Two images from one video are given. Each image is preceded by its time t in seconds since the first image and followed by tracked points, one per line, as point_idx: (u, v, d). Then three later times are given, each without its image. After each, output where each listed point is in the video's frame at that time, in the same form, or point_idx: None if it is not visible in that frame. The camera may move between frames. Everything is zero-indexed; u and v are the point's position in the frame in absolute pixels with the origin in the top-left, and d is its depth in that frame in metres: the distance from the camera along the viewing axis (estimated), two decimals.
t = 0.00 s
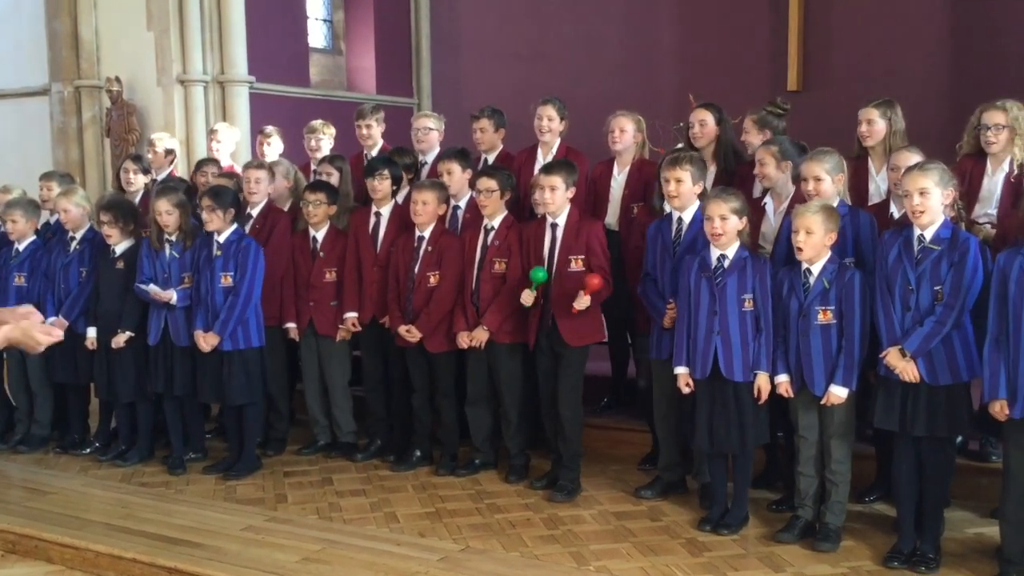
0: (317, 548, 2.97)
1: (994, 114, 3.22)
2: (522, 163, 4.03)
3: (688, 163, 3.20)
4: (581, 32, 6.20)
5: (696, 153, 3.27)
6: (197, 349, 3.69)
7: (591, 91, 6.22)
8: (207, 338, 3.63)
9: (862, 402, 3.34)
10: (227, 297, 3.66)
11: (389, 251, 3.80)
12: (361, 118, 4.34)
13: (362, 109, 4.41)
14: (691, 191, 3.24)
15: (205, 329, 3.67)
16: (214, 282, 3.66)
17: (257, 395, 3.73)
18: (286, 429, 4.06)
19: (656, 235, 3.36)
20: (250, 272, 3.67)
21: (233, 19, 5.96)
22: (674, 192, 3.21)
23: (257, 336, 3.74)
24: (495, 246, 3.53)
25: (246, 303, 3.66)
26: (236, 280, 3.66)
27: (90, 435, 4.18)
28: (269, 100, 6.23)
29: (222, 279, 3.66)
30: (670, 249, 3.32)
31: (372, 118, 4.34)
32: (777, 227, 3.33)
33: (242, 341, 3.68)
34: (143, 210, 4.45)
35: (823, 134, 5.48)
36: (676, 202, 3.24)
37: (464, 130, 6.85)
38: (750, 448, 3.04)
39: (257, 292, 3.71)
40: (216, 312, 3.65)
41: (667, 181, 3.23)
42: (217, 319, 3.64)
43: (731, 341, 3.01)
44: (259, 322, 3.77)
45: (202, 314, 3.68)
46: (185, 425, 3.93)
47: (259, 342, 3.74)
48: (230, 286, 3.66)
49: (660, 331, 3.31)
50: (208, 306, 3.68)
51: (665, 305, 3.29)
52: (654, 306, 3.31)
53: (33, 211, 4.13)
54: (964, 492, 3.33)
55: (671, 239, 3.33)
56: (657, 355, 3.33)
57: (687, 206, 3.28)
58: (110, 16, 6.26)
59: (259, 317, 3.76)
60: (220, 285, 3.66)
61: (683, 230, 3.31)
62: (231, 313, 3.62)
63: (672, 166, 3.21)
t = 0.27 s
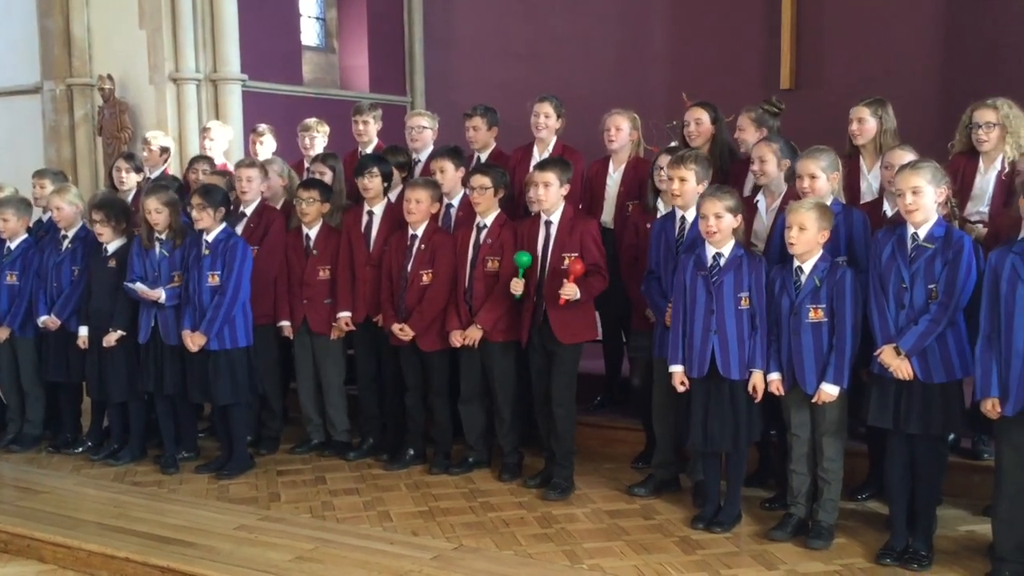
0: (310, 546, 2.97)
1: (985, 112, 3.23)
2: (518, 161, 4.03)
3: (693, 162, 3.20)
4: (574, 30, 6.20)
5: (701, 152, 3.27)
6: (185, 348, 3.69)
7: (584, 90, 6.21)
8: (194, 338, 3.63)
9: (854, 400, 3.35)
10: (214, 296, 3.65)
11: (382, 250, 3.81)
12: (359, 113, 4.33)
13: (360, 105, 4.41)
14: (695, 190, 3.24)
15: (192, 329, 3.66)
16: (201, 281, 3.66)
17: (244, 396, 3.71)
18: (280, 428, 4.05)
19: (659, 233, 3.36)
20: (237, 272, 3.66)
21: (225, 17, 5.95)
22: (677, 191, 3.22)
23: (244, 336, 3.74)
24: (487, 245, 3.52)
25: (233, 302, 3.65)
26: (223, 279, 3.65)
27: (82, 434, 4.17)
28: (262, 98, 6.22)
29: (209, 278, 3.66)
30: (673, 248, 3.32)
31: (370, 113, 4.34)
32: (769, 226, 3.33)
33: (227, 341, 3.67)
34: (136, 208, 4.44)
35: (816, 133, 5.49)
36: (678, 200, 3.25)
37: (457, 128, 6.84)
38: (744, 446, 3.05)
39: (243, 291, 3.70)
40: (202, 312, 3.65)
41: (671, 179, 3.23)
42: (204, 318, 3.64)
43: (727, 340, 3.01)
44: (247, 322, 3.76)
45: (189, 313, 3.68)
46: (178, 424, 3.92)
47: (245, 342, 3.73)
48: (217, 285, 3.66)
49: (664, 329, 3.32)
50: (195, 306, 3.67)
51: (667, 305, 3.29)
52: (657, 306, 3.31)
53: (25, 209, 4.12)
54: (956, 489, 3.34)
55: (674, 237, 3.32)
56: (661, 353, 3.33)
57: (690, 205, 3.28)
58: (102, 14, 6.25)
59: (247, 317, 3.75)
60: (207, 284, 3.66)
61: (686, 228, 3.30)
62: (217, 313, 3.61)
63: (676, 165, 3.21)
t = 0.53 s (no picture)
0: (304, 545, 2.97)
1: (977, 111, 3.24)
2: (514, 159, 4.03)
3: (690, 160, 3.22)
4: (567, 27, 6.20)
5: (699, 151, 3.29)
6: (171, 344, 3.67)
7: (578, 87, 6.21)
8: (180, 334, 3.61)
9: (847, 397, 3.35)
10: (205, 294, 3.65)
11: (372, 247, 3.81)
12: (351, 110, 4.33)
13: (352, 103, 4.40)
14: (691, 188, 3.26)
15: (179, 325, 3.65)
16: (194, 277, 3.66)
17: (227, 394, 3.68)
18: (272, 426, 4.05)
19: (654, 230, 3.36)
20: (232, 270, 3.66)
21: (218, 14, 5.93)
22: (673, 188, 3.23)
23: (232, 336, 3.72)
24: (481, 243, 3.52)
25: (224, 301, 3.64)
26: (217, 276, 3.64)
27: (75, 433, 4.15)
28: (255, 95, 6.21)
29: (202, 275, 3.66)
30: (667, 245, 3.32)
31: (363, 111, 4.33)
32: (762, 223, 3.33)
33: (215, 341, 3.66)
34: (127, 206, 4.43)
35: (809, 131, 5.49)
36: (674, 197, 3.25)
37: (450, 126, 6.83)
38: (737, 442, 3.05)
39: (236, 291, 3.69)
40: (192, 309, 3.64)
41: (667, 176, 3.25)
42: (193, 315, 3.63)
43: (719, 337, 3.02)
44: (236, 322, 3.75)
45: (178, 309, 3.67)
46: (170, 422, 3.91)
47: (232, 343, 3.72)
48: (209, 282, 3.65)
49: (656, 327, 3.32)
50: (185, 303, 3.66)
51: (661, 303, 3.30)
52: (650, 304, 3.32)
53: (16, 207, 4.10)
54: (948, 486, 3.35)
55: (668, 234, 3.32)
56: (655, 350, 3.33)
57: (684, 202, 3.29)
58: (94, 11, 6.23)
59: (236, 317, 3.74)
60: (200, 281, 3.65)
61: (679, 226, 3.30)
62: (207, 310, 3.61)
63: (674, 162, 3.23)
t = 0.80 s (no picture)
0: (295, 541, 2.96)
1: (968, 107, 3.25)
2: (508, 155, 4.02)
3: (674, 155, 3.22)
4: (559, 24, 6.19)
5: (683, 146, 3.28)
6: (168, 341, 3.66)
7: (569, 84, 6.21)
8: (179, 331, 3.60)
9: (837, 393, 3.36)
10: (203, 290, 3.64)
11: (364, 243, 3.82)
12: (342, 107, 4.32)
13: (343, 99, 4.40)
14: (676, 183, 3.26)
15: (178, 322, 3.65)
16: (191, 274, 3.65)
17: (230, 389, 3.70)
18: (264, 422, 4.05)
19: (639, 225, 3.37)
20: (229, 267, 3.65)
21: (209, 10, 5.92)
22: (658, 184, 3.23)
23: (232, 332, 3.73)
24: (472, 239, 3.52)
25: (223, 298, 3.64)
26: (214, 273, 3.64)
27: (65, 429, 4.14)
28: (246, 92, 6.19)
29: (199, 272, 3.65)
30: (652, 240, 3.32)
31: (354, 107, 4.32)
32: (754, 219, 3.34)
33: (215, 336, 3.66)
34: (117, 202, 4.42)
35: (800, 127, 5.50)
36: (659, 193, 3.25)
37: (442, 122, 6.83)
38: (728, 438, 3.06)
39: (234, 287, 3.69)
40: (190, 306, 3.63)
41: (652, 172, 3.24)
42: (192, 312, 3.62)
43: (709, 333, 3.02)
44: (235, 317, 3.76)
45: (176, 305, 3.66)
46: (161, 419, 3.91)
47: (231, 337, 3.72)
48: (207, 279, 3.65)
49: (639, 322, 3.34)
50: (183, 299, 3.65)
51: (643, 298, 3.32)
52: (633, 298, 3.34)
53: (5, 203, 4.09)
54: (939, 481, 3.36)
55: (653, 230, 3.33)
56: (639, 345, 3.35)
57: (670, 198, 3.28)
58: (84, 6, 6.21)
59: (235, 312, 3.75)
60: (197, 278, 3.65)
61: (665, 222, 3.31)
62: (207, 307, 3.60)
63: (658, 158, 3.22)
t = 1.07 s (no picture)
0: (285, 540, 2.96)
1: (956, 106, 3.26)
2: (500, 153, 4.02)
3: (652, 152, 3.21)
4: (549, 22, 6.19)
5: (660, 143, 3.28)
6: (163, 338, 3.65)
7: (560, 82, 6.20)
8: (174, 329, 3.59)
9: (827, 392, 3.36)
10: (197, 289, 3.63)
11: (355, 241, 3.81)
12: (332, 105, 4.31)
13: (332, 97, 4.38)
14: (654, 180, 3.25)
15: (172, 321, 3.63)
16: (184, 272, 3.63)
17: (226, 386, 3.71)
18: (254, 421, 4.04)
19: (617, 222, 3.39)
20: (222, 265, 3.64)
21: (198, 8, 5.90)
22: (636, 180, 3.22)
23: (226, 329, 3.72)
24: (463, 237, 3.52)
25: (217, 296, 3.63)
26: (208, 271, 3.63)
27: (53, 428, 4.13)
28: (235, 89, 6.18)
29: (192, 270, 3.64)
30: (630, 238, 3.34)
31: (344, 105, 4.31)
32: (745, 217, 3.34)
33: (210, 333, 3.66)
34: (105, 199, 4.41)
35: (791, 125, 5.50)
36: (637, 190, 3.25)
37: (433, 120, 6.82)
38: (717, 435, 3.06)
39: (227, 285, 3.67)
40: (185, 304, 3.62)
41: (630, 168, 3.23)
42: (186, 310, 3.61)
43: (699, 331, 3.03)
44: (229, 314, 3.75)
45: (170, 304, 3.64)
46: (150, 418, 3.89)
47: (226, 335, 3.71)
48: (201, 277, 3.64)
49: (619, 320, 3.34)
50: (176, 298, 3.63)
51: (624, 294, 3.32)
52: (612, 296, 3.34)
53: None
54: (928, 479, 3.37)
55: (631, 228, 3.34)
56: (619, 342, 3.35)
57: (648, 194, 3.28)
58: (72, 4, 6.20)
59: (229, 311, 3.75)
60: (190, 276, 3.63)
61: (643, 220, 3.32)
62: (201, 305, 3.59)
63: (636, 154, 3.22)
